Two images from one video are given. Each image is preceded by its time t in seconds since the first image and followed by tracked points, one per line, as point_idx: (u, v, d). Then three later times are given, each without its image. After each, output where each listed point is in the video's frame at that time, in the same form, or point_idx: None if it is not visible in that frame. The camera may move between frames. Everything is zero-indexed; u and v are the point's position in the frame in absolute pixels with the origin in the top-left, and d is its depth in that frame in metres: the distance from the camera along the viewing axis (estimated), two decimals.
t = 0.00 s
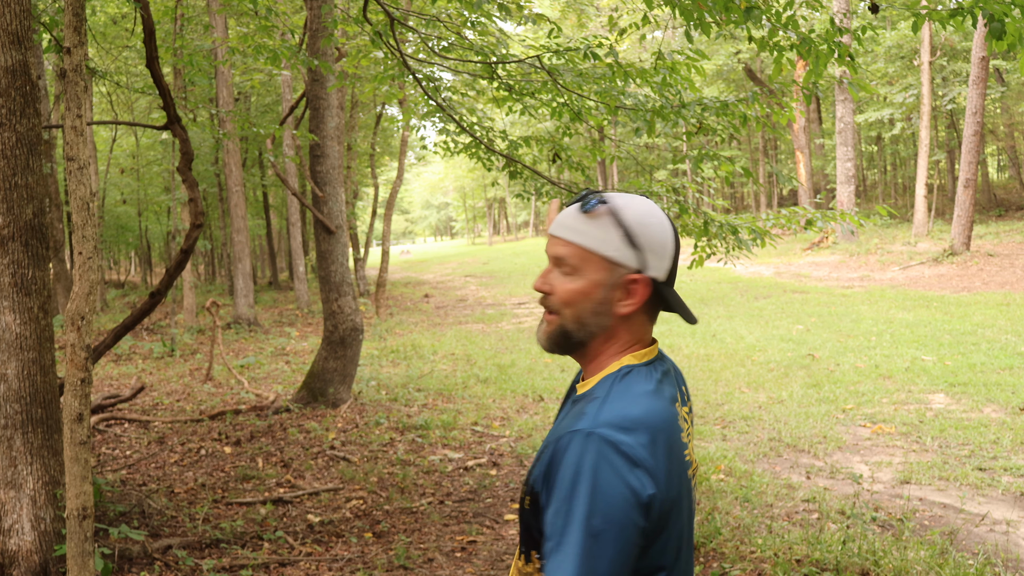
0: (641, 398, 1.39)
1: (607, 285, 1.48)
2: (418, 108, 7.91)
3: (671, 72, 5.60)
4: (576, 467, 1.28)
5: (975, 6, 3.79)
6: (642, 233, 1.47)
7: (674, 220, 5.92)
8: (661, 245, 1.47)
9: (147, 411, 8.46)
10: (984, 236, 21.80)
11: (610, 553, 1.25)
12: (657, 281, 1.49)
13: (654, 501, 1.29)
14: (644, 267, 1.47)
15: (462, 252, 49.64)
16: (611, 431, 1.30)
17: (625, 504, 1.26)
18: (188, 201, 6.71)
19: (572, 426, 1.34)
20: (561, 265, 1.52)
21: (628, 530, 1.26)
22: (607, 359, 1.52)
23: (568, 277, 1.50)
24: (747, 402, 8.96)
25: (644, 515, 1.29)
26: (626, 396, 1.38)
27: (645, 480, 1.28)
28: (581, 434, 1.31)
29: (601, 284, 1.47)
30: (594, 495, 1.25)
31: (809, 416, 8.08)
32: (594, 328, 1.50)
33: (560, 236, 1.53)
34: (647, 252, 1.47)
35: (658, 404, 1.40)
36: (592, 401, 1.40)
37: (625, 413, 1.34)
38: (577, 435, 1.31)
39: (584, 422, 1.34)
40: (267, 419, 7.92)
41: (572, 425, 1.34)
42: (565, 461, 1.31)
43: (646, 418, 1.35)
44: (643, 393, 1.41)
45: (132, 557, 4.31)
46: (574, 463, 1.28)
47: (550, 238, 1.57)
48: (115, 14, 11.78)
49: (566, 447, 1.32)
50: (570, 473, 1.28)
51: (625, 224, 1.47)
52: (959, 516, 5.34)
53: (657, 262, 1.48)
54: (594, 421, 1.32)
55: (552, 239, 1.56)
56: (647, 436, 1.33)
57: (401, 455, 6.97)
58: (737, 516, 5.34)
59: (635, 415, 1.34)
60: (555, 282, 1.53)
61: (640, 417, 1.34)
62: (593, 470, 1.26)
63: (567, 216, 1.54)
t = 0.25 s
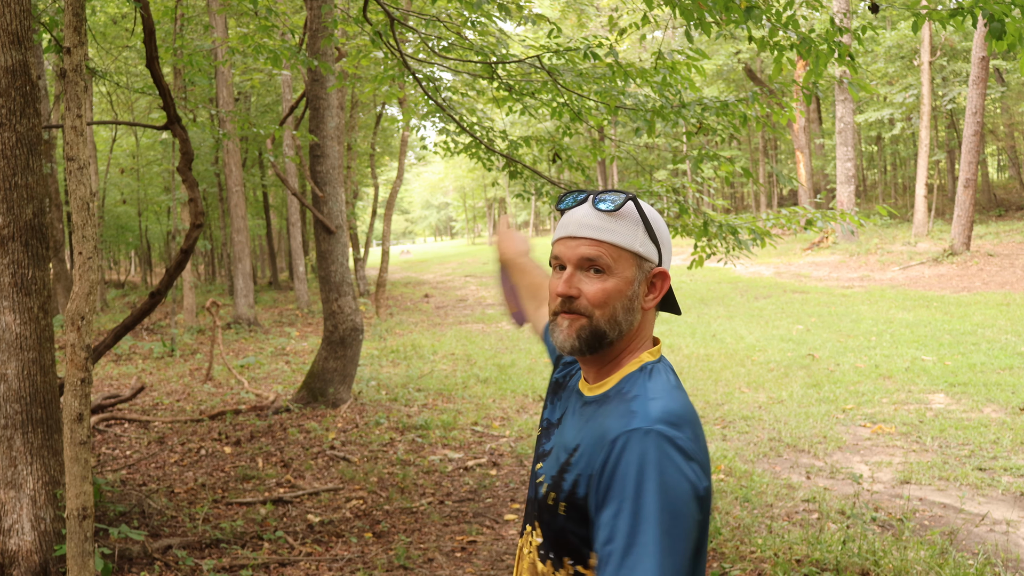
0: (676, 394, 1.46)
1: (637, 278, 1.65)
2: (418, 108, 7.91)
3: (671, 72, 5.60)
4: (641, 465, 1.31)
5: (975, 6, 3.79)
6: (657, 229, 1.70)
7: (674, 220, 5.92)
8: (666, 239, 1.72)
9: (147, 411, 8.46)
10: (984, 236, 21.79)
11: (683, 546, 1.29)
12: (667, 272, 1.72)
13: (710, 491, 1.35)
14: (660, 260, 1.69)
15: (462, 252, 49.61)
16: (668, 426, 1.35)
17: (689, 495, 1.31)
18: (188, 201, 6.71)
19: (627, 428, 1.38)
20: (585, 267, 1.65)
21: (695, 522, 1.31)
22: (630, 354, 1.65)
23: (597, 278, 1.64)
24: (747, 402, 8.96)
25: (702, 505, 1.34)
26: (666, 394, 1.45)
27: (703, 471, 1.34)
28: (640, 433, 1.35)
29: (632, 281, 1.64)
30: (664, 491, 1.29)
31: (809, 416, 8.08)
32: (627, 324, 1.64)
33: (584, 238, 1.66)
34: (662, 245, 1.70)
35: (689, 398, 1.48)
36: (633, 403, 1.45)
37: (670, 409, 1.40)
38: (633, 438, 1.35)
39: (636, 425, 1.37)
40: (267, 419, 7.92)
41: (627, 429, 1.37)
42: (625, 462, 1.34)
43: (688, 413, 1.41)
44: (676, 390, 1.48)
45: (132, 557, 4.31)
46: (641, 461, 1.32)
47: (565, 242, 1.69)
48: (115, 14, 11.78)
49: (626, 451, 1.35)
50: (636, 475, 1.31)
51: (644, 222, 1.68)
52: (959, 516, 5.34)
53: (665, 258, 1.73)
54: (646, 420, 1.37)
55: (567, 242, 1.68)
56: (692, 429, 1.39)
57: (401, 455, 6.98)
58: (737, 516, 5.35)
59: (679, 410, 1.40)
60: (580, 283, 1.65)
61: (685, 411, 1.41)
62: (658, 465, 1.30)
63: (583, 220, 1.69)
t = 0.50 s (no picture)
0: (689, 390, 1.50)
1: (643, 277, 1.66)
2: (418, 109, 7.91)
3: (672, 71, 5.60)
4: (673, 462, 1.33)
5: (975, 6, 3.79)
6: (661, 228, 1.72)
7: (674, 220, 5.91)
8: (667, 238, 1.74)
9: (147, 411, 8.46)
10: (984, 237, 21.79)
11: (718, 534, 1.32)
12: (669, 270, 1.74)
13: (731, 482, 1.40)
14: (663, 259, 1.71)
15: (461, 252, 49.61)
16: (693, 421, 1.38)
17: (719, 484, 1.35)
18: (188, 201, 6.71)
19: (653, 426, 1.40)
20: (593, 267, 1.65)
21: (723, 513, 1.35)
22: (638, 355, 1.65)
23: (606, 277, 1.64)
24: (747, 402, 8.97)
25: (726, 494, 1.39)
26: (681, 389, 1.49)
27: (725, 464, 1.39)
28: (668, 430, 1.37)
29: (639, 280, 1.65)
30: (698, 485, 1.31)
31: (809, 416, 8.08)
32: (634, 323, 1.64)
33: (591, 239, 1.66)
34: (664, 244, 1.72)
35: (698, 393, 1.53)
36: (654, 398, 1.47)
37: (691, 405, 1.43)
38: (661, 435, 1.37)
39: (662, 420, 1.39)
40: (267, 419, 7.92)
41: (653, 427, 1.39)
42: (655, 460, 1.35)
43: (703, 406, 1.46)
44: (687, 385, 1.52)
45: (132, 557, 4.31)
46: (672, 458, 1.33)
47: (570, 243, 1.69)
48: (115, 14, 11.78)
49: (656, 450, 1.36)
50: (672, 470, 1.33)
51: (647, 222, 1.70)
52: (959, 516, 5.34)
53: (667, 256, 1.75)
54: (671, 416, 1.39)
55: (573, 243, 1.68)
56: (711, 421, 1.44)
57: (401, 455, 6.97)
58: (737, 516, 5.35)
59: (697, 404, 1.44)
60: (588, 284, 1.65)
61: (701, 406, 1.45)
62: (690, 460, 1.33)
63: (588, 220, 1.69)
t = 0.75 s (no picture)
0: (695, 388, 1.51)
1: (645, 274, 1.66)
2: (418, 109, 7.92)
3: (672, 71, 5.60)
4: (686, 460, 1.34)
5: (975, 6, 3.79)
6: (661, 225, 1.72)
7: (674, 220, 5.91)
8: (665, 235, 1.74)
9: (147, 411, 8.46)
10: (984, 237, 21.79)
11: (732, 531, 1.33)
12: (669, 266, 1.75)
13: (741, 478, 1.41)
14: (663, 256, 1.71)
15: (462, 252, 49.61)
16: (703, 417, 1.39)
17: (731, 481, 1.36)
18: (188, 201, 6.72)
19: (665, 423, 1.40)
20: (593, 267, 1.65)
21: (737, 508, 1.36)
22: (641, 354, 1.65)
23: (606, 276, 1.64)
24: (747, 402, 8.97)
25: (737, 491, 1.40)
26: (687, 386, 1.50)
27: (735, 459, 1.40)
28: (680, 428, 1.37)
29: (640, 277, 1.65)
30: (712, 482, 1.32)
31: (809, 416, 8.08)
32: (636, 321, 1.64)
33: (592, 237, 1.66)
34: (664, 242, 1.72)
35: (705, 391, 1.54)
36: (662, 397, 1.47)
37: (700, 403, 1.44)
38: (673, 433, 1.37)
39: (674, 418, 1.40)
40: (267, 419, 7.92)
41: (664, 426, 1.39)
42: (668, 459, 1.36)
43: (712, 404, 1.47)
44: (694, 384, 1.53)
45: (132, 557, 4.32)
46: (687, 456, 1.34)
47: (570, 242, 1.69)
48: (115, 14, 11.80)
49: (669, 448, 1.36)
50: (685, 469, 1.33)
51: (647, 220, 1.70)
52: (959, 516, 5.34)
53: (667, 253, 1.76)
54: (682, 414, 1.40)
55: (573, 242, 1.68)
56: (720, 419, 1.45)
57: (401, 455, 6.98)
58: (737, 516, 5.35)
59: (705, 402, 1.45)
60: (589, 283, 1.65)
61: (710, 402, 1.46)
62: (703, 458, 1.33)
63: (587, 219, 1.68)
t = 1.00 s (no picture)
0: (698, 389, 1.51)
1: (646, 273, 1.66)
2: (418, 108, 7.92)
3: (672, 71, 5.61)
4: (686, 463, 1.33)
5: (975, 6, 3.79)
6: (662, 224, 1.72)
7: (675, 221, 5.91)
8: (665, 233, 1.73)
9: (147, 411, 8.46)
10: (984, 237, 21.79)
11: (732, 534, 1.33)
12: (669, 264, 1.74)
13: (740, 480, 1.41)
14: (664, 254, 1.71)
15: (462, 252, 49.60)
16: (705, 419, 1.38)
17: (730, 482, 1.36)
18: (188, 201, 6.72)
19: (666, 425, 1.39)
20: (593, 266, 1.65)
21: (736, 513, 1.35)
22: (642, 354, 1.65)
23: (606, 275, 1.64)
24: (747, 402, 8.96)
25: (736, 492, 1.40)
26: (689, 386, 1.49)
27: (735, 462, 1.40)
28: (681, 430, 1.36)
29: (640, 277, 1.65)
30: (711, 485, 1.32)
31: (809, 416, 8.08)
32: (637, 321, 1.64)
33: (590, 236, 1.66)
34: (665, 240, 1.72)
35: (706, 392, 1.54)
36: (664, 399, 1.46)
37: (701, 404, 1.43)
38: (675, 435, 1.37)
39: (674, 420, 1.39)
40: (267, 419, 7.92)
41: (666, 426, 1.39)
42: (669, 460, 1.35)
43: (713, 405, 1.46)
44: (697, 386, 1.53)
45: (132, 557, 4.32)
46: (685, 459, 1.33)
47: (570, 242, 1.68)
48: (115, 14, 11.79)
49: (670, 449, 1.36)
50: (685, 471, 1.33)
51: (648, 218, 1.69)
52: (959, 516, 5.33)
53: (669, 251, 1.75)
54: (683, 414, 1.39)
55: (573, 242, 1.68)
56: (722, 421, 1.45)
57: (400, 455, 6.97)
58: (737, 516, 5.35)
59: (707, 403, 1.45)
60: (588, 282, 1.65)
61: (711, 404, 1.46)
62: (703, 460, 1.33)
63: (587, 217, 1.68)
